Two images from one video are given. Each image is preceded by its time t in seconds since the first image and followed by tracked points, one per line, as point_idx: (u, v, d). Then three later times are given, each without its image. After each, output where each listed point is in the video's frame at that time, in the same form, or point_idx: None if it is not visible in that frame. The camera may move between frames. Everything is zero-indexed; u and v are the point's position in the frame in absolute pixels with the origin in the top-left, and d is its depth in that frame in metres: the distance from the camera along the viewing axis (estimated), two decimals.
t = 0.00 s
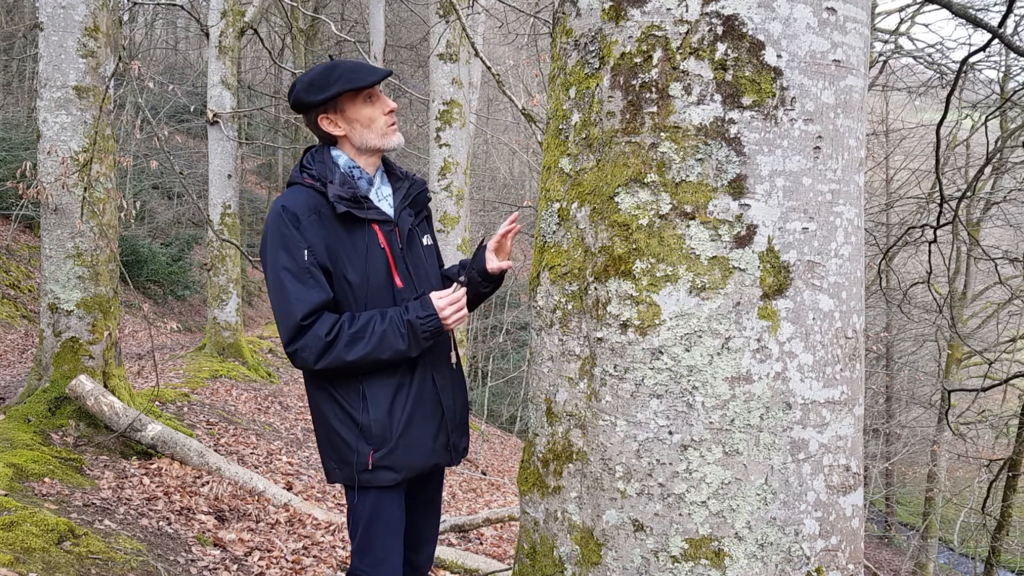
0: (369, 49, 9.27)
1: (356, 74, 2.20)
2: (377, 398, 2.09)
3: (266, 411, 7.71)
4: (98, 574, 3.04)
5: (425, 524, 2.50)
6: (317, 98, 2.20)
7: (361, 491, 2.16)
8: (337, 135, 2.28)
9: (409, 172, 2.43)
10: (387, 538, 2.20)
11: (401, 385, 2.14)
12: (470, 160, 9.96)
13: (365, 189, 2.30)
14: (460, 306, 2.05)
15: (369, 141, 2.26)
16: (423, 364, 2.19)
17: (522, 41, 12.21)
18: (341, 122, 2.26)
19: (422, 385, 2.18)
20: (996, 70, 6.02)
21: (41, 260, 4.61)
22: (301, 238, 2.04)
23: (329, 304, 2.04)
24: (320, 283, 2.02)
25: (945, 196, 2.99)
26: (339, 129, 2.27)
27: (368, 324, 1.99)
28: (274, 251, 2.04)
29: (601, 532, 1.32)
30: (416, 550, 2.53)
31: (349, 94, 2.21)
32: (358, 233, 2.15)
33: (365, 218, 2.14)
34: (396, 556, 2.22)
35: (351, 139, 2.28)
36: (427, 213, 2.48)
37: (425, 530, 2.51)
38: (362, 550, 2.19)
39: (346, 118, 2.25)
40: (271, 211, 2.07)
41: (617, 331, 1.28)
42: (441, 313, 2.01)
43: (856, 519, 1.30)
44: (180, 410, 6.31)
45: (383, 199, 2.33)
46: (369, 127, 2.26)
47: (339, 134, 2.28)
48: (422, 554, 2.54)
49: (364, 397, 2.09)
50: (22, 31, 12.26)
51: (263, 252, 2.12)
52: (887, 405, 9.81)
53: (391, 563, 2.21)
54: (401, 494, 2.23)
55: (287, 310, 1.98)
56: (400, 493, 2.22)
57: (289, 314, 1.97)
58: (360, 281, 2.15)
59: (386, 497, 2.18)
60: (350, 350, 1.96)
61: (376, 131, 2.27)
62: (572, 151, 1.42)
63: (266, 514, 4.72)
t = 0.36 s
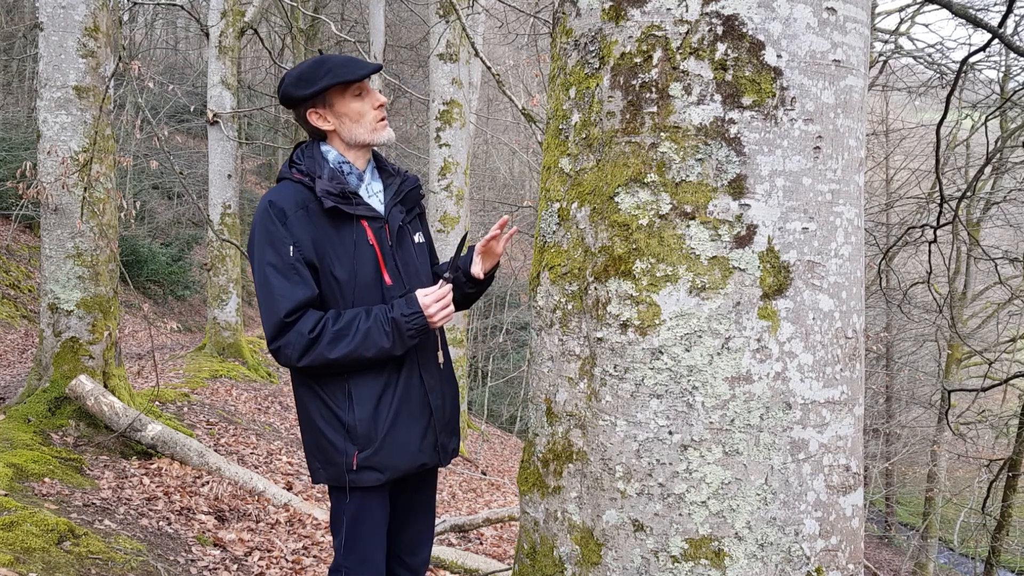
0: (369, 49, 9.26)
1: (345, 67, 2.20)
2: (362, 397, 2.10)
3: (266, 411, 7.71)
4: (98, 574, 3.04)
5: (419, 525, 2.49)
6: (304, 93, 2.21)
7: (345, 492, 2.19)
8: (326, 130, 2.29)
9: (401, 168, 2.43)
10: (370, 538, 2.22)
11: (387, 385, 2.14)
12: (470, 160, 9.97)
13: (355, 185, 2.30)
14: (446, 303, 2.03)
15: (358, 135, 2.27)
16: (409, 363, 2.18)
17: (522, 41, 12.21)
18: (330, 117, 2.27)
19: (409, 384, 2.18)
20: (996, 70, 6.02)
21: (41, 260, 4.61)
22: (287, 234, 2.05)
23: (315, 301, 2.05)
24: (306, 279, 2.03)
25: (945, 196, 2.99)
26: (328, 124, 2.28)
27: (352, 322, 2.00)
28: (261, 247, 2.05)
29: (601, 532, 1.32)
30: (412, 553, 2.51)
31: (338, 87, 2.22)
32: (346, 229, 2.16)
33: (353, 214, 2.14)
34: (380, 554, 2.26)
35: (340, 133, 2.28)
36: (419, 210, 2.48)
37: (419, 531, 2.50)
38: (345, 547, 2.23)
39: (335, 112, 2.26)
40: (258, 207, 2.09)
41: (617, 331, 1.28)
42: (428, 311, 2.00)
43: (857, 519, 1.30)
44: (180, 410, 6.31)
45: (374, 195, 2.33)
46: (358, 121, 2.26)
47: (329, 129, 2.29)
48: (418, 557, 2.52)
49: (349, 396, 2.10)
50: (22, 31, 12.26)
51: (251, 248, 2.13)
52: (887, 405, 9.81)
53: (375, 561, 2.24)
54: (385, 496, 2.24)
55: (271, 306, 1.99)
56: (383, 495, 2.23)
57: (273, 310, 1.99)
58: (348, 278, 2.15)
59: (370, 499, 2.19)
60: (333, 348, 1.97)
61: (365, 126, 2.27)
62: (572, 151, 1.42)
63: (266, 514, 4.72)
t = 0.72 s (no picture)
0: (369, 49, 9.26)
1: (339, 65, 2.20)
2: (352, 399, 2.10)
3: (266, 411, 7.71)
4: (98, 574, 3.04)
5: (412, 526, 2.49)
6: (299, 90, 2.21)
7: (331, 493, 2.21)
8: (320, 127, 2.30)
9: (397, 166, 2.42)
10: (354, 538, 2.24)
11: (377, 387, 2.14)
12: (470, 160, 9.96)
13: (349, 184, 2.32)
14: (439, 308, 2.04)
15: (351, 135, 2.27)
16: (400, 365, 2.19)
17: (522, 41, 12.21)
18: (323, 115, 2.27)
19: (400, 387, 2.18)
20: (996, 70, 6.02)
21: (41, 260, 4.61)
22: (279, 234, 2.06)
23: (305, 303, 2.06)
24: (296, 281, 2.04)
25: (945, 196, 2.99)
26: (322, 122, 2.28)
27: (342, 325, 2.02)
28: (252, 247, 2.06)
29: (601, 532, 1.32)
30: (406, 554, 2.51)
31: (331, 86, 2.22)
32: (339, 229, 2.16)
33: (346, 214, 2.14)
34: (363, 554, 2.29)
35: (333, 132, 2.29)
36: (416, 209, 2.47)
37: (413, 532, 2.50)
38: (329, 546, 2.26)
39: (328, 111, 2.26)
40: (251, 206, 2.09)
41: (617, 331, 1.28)
42: (419, 317, 2.01)
43: (856, 519, 1.30)
44: (180, 410, 6.31)
45: (368, 194, 2.34)
46: (351, 120, 2.26)
47: (322, 127, 2.29)
48: (412, 559, 2.51)
49: (339, 398, 2.10)
50: (22, 31, 12.26)
51: (243, 246, 2.13)
52: (887, 405, 9.81)
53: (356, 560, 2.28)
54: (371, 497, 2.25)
55: (261, 307, 2.00)
56: (369, 497, 2.24)
57: (263, 312, 2.00)
58: (340, 279, 2.16)
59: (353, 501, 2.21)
60: (322, 351, 1.99)
61: (359, 125, 2.27)
62: (572, 151, 1.42)
63: (266, 514, 4.72)
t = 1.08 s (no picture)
0: (369, 49, 9.26)
1: (338, 68, 2.20)
2: (350, 400, 2.10)
3: (266, 411, 7.70)
4: (98, 574, 3.04)
5: (411, 526, 2.49)
6: (295, 92, 2.22)
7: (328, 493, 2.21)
8: (318, 128, 2.31)
9: (396, 166, 2.42)
10: (352, 539, 2.25)
11: (375, 387, 2.14)
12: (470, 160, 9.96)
13: (347, 184, 2.31)
14: (437, 311, 2.04)
15: (349, 136, 2.27)
16: (398, 366, 2.18)
17: (522, 41, 12.21)
18: (321, 117, 2.28)
19: (398, 387, 2.18)
20: (996, 70, 6.02)
21: (41, 260, 4.61)
22: (276, 235, 2.06)
23: (302, 304, 2.06)
24: (294, 282, 2.04)
25: (944, 196, 2.99)
26: (320, 123, 2.29)
27: (338, 326, 2.02)
28: (250, 248, 2.06)
29: (601, 532, 1.32)
30: (405, 554, 2.51)
31: (329, 89, 2.22)
32: (336, 230, 2.16)
33: (344, 215, 2.14)
34: (361, 555, 2.29)
35: (331, 133, 2.29)
36: (413, 209, 2.47)
37: (412, 532, 2.50)
38: (327, 547, 2.26)
39: (326, 112, 2.26)
40: (249, 207, 2.09)
41: (617, 331, 1.28)
42: (416, 318, 2.01)
43: (856, 519, 1.30)
44: (180, 410, 6.31)
45: (366, 194, 2.33)
46: (350, 122, 2.27)
47: (320, 128, 2.30)
48: (411, 559, 2.51)
49: (337, 398, 2.10)
50: (22, 31, 12.26)
51: (241, 247, 2.13)
52: (887, 405, 9.81)
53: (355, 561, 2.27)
54: (368, 498, 2.25)
55: (258, 308, 2.01)
56: (366, 498, 2.24)
57: (260, 312, 2.00)
58: (338, 280, 2.16)
59: (351, 502, 2.21)
60: (319, 352, 1.99)
61: (356, 127, 2.27)
62: (572, 151, 1.42)
63: (266, 514, 4.72)
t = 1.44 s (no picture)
0: (369, 49, 9.26)
1: (334, 67, 2.20)
2: (349, 399, 2.10)
3: (266, 410, 7.70)
4: (98, 574, 3.04)
5: (410, 526, 2.49)
6: (292, 91, 2.22)
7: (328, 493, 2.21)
8: (316, 128, 2.31)
9: (397, 167, 2.43)
10: (352, 538, 2.25)
11: (374, 386, 2.14)
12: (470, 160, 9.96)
13: (348, 184, 2.32)
14: (437, 318, 2.05)
15: (346, 136, 2.27)
16: (396, 366, 2.18)
17: (522, 41, 12.20)
18: (319, 116, 2.28)
19: (397, 386, 2.19)
20: (996, 70, 6.02)
21: (41, 260, 4.61)
22: (276, 234, 2.06)
23: (299, 302, 2.07)
24: (291, 281, 2.05)
25: (944, 196, 2.99)
26: (317, 123, 2.29)
27: (334, 325, 2.02)
28: (250, 247, 2.07)
29: (601, 532, 1.32)
30: (404, 554, 2.51)
31: (326, 88, 2.22)
32: (337, 229, 2.16)
33: (344, 214, 2.14)
34: (360, 555, 2.29)
35: (330, 133, 2.29)
36: (414, 210, 2.47)
37: (411, 533, 2.50)
38: (327, 545, 2.26)
39: (324, 112, 2.26)
40: (249, 205, 2.09)
41: (617, 331, 1.28)
42: (415, 323, 2.01)
43: (856, 519, 1.30)
44: (180, 410, 6.31)
45: (366, 194, 2.33)
46: (347, 122, 2.26)
47: (318, 128, 2.30)
48: (410, 559, 2.51)
49: (336, 397, 2.10)
50: (22, 31, 12.27)
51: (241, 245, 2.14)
52: (887, 405, 9.81)
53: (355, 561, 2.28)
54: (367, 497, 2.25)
55: (255, 306, 2.01)
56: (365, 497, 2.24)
57: (257, 311, 2.01)
58: (338, 279, 2.16)
59: (351, 501, 2.21)
60: (315, 351, 1.99)
61: (353, 127, 2.27)
62: (572, 151, 1.42)
63: (266, 514, 4.72)
